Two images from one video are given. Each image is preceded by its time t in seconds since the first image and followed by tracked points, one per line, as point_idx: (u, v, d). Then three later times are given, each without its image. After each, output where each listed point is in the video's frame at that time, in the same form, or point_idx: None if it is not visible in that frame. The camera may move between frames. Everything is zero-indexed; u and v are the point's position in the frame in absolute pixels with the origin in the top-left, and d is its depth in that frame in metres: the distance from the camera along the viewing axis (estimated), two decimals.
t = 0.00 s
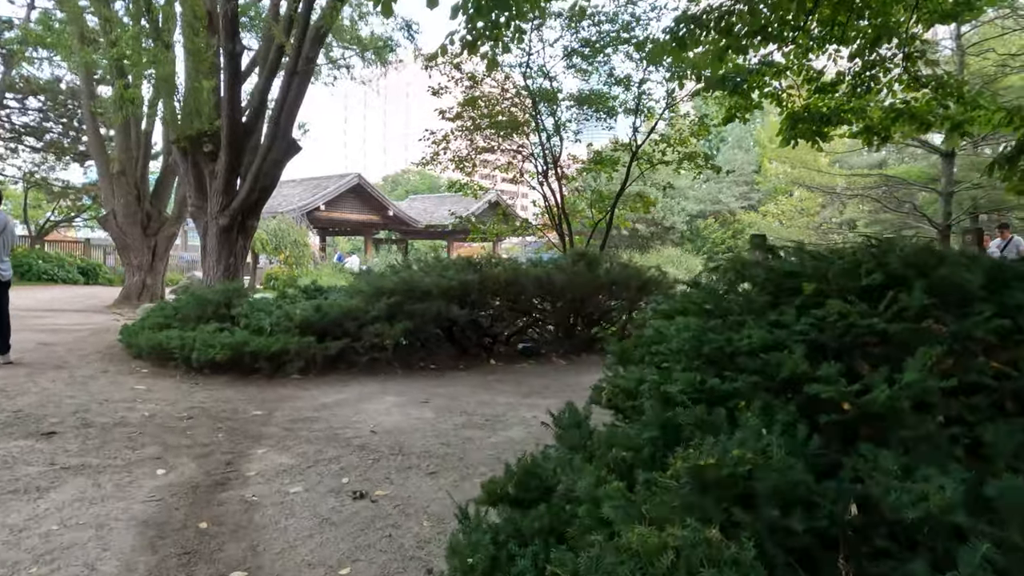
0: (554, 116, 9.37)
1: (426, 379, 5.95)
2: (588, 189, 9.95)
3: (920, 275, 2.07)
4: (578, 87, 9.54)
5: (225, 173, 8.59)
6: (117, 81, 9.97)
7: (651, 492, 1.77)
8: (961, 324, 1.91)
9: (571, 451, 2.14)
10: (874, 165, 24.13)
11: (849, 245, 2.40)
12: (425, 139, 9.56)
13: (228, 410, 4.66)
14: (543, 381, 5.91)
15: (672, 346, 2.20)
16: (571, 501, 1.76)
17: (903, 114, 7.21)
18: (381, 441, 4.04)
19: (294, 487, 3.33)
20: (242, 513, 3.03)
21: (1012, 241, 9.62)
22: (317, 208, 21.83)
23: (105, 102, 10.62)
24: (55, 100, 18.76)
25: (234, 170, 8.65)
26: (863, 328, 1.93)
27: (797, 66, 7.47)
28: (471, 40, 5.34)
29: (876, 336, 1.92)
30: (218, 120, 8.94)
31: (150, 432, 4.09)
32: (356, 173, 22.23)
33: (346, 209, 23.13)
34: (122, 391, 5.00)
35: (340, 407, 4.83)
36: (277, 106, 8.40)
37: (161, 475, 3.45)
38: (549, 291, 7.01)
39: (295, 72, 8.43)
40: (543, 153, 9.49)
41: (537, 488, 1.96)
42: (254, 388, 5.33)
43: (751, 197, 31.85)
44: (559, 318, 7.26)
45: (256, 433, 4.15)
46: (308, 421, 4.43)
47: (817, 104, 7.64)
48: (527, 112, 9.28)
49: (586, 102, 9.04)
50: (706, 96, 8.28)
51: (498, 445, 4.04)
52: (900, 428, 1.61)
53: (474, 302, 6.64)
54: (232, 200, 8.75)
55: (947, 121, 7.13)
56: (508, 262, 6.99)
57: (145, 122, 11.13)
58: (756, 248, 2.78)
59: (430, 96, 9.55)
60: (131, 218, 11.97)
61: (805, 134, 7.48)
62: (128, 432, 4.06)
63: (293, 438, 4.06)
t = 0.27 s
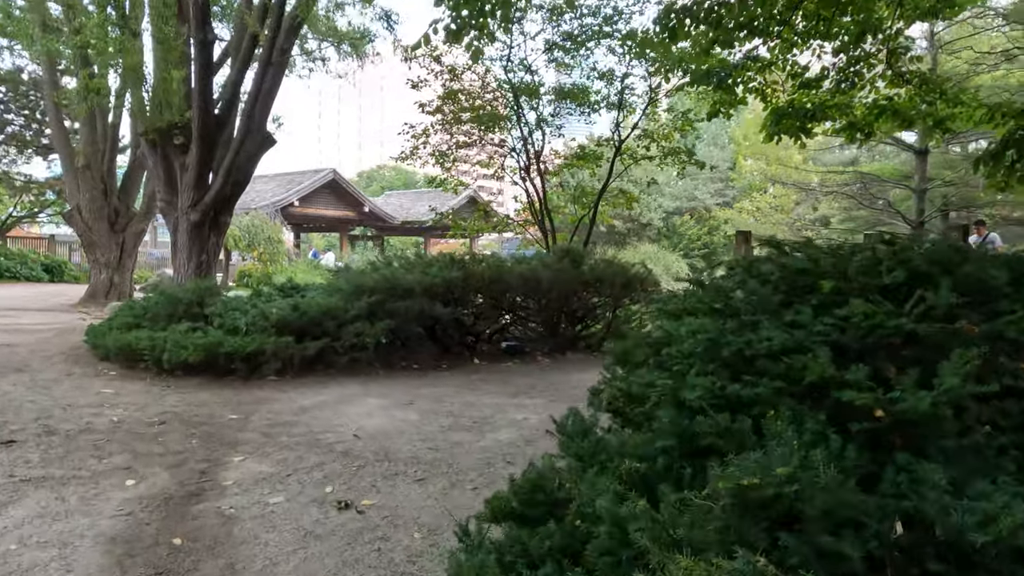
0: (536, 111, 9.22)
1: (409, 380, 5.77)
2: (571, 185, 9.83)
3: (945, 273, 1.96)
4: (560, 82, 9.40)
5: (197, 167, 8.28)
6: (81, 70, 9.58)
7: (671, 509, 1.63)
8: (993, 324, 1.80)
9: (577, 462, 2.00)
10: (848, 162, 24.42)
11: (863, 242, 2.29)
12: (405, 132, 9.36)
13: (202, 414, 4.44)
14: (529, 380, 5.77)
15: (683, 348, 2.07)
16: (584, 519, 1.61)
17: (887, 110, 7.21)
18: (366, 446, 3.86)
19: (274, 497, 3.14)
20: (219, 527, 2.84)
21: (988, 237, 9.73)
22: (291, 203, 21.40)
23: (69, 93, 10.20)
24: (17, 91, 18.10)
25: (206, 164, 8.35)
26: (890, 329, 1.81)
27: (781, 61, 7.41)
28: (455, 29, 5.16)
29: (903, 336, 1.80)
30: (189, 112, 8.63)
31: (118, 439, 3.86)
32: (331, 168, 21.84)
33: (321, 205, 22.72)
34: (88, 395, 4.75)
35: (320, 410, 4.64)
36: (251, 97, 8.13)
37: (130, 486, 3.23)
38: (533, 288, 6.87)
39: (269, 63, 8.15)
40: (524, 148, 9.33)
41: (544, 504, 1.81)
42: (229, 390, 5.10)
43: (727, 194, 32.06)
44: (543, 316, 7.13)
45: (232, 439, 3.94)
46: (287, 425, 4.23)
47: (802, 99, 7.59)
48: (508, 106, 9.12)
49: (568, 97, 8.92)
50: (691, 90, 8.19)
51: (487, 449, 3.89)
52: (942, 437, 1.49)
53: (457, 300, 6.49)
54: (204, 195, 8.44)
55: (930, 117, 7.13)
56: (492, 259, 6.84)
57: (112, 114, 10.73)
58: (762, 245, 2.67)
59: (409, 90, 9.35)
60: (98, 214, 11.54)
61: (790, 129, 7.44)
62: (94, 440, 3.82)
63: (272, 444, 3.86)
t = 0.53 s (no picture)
0: (524, 106, 9.08)
1: (399, 380, 5.62)
2: (559, 181, 9.71)
3: (988, 273, 1.86)
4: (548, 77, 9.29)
5: (175, 161, 8.01)
6: (52, 60, 9.23)
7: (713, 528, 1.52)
8: None
9: (602, 474, 1.87)
10: (827, 159, 24.64)
11: (891, 240, 2.20)
12: (389, 127, 9.17)
13: (186, 419, 4.24)
14: (522, 380, 5.65)
15: (711, 353, 1.95)
16: (619, 538, 1.49)
17: (876, 106, 7.19)
18: (360, 452, 3.71)
19: (266, 509, 2.98)
20: (209, 542, 2.67)
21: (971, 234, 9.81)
22: (270, 200, 21.01)
23: (40, 84, 9.84)
24: None
25: (185, 158, 8.08)
26: (937, 330, 1.71)
27: (772, 56, 7.36)
28: (448, 19, 5.01)
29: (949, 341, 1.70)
30: (167, 105, 8.35)
31: (97, 447, 3.66)
32: (311, 164, 21.48)
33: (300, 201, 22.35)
34: (63, 399, 4.53)
35: (309, 413, 4.47)
36: (231, 88, 7.87)
37: (111, 498, 3.05)
38: (524, 287, 6.74)
39: (250, 54, 7.89)
40: (512, 143, 9.18)
41: (571, 521, 1.69)
42: (212, 393, 4.91)
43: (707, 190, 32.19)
44: (534, 314, 7.02)
45: (218, 446, 3.76)
46: (276, 430, 4.06)
47: (793, 95, 7.54)
48: (495, 101, 8.96)
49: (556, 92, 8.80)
50: (682, 85, 8.11)
51: (485, 452, 3.76)
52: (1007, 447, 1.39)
53: (447, 299, 6.36)
54: (183, 190, 8.18)
55: (919, 114, 7.13)
56: (482, 256, 6.70)
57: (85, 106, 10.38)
58: (780, 244, 2.58)
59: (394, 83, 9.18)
60: (70, 209, 11.18)
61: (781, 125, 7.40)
62: (72, 447, 3.62)
63: (261, 451, 3.69)
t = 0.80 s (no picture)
0: (515, 103, 8.95)
1: (393, 384, 5.48)
2: (550, 179, 9.61)
3: None
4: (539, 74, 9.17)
5: (158, 159, 7.78)
6: (29, 53, 8.94)
7: (757, 552, 1.45)
8: None
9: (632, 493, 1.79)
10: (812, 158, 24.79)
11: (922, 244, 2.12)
12: (378, 124, 9.00)
13: (174, 427, 4.08)
14: (519, 382, 5.54)
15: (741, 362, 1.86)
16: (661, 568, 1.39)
17: (871, 105, 7.14)
18: (358, 461, 3.58)
19: (263, 524, 2.84)
20: (203, 561, 2.53)
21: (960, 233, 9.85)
22: (253, 197, 20.67)
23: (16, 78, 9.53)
24: None
25: (168, 156, 7.85)
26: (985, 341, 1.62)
27: (767, 54, 7.29)
28: (445, 13, 4.86)
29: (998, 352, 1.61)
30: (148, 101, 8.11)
31: (81, 458, 3.49)
32: (295, 161, 21.17)
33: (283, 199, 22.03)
34: (44, 407, 4.34)
35: (303, 420, 4.32)
36: (217, 84, 7.67)
37: (97, 514, 2.89)
38: (519, 287, 6.63)
39: (236, 49, 7.67)
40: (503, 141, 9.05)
41: (604, 545, 1.61)
42: (200, 399, 4.74)
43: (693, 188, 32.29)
44: (528, 315, 6.91)
45: (209, 456, 3.61)
46: (269, 438, 3.92)
47: (787, 94, 7.49)
48: (486, 98, 8.82)
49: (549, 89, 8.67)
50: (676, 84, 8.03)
51: (488, 460, 3.64)
52: None
53: (440, 300, 6.23)
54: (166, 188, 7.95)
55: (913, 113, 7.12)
56: (476, 256, 6.57)
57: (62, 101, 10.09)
58: (802, 246, 2.49)
59: (383, 80, 9.01)
60: (47, 208, 10.87)
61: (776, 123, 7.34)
62: (54, 459, 3.45)
63: (254, 460, 3.54)
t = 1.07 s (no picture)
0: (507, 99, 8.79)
1: (384, 385, 5.32)
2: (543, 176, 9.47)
3: None
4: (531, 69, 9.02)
5: (140, 154, 7.55)
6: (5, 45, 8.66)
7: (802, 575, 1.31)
8: None
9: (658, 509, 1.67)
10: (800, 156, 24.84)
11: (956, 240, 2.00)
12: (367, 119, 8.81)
13: (156, 432, 3.90)
14: (514, 382, 5.39)
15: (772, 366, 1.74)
16: None
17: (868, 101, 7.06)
18: (351, 467, 3.42)
19: (251, 537, 2.67)
20: None
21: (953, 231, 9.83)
22: (238, 195, 20.34)
23: None
24: None
25: (150, 151, 7.62)
26: None
27: (764, 49, 7.19)
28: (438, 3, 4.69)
29: None
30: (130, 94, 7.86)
31: (57, 466, 3.30)
32: (281, 158, 20.86)
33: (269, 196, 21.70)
34: (19, 412, 4.14)
35: (292, 424, 4.15)
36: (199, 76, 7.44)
37: (72, 528, 2.71)
38: (513, 285, 6.49)
39: (220, 41, 7.45)
40: (495, 137, 8.90)
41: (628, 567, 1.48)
42: (184, 402, 4.56)
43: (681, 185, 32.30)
44: (522, 314, 6.77)
45: (193, 463, 3.43)
46: (258, 443, 3.75)
47: (784, 90, 7.40)
48: (478, 92, 8.65)
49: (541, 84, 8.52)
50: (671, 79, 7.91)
51: (487, 465, 3.49)
52: None
53: (432, 299, 6.07)
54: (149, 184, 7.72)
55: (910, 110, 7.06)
56: (469, 253, 6.42)
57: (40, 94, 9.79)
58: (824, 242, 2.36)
59: (372, 74, 8.83)
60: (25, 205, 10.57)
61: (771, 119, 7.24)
62: (28, 468, 3.26)
63: (242, 468, 3.38)
